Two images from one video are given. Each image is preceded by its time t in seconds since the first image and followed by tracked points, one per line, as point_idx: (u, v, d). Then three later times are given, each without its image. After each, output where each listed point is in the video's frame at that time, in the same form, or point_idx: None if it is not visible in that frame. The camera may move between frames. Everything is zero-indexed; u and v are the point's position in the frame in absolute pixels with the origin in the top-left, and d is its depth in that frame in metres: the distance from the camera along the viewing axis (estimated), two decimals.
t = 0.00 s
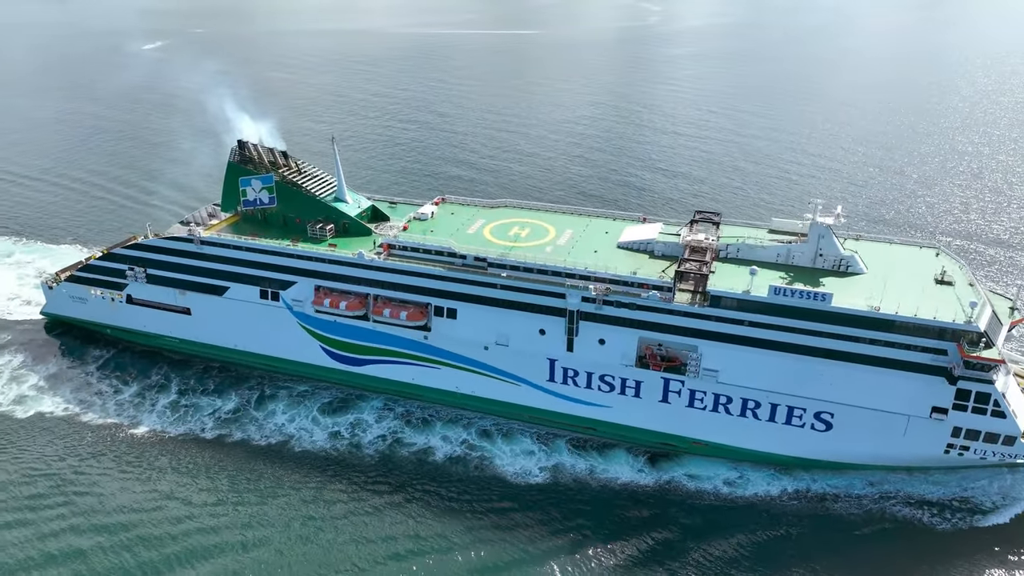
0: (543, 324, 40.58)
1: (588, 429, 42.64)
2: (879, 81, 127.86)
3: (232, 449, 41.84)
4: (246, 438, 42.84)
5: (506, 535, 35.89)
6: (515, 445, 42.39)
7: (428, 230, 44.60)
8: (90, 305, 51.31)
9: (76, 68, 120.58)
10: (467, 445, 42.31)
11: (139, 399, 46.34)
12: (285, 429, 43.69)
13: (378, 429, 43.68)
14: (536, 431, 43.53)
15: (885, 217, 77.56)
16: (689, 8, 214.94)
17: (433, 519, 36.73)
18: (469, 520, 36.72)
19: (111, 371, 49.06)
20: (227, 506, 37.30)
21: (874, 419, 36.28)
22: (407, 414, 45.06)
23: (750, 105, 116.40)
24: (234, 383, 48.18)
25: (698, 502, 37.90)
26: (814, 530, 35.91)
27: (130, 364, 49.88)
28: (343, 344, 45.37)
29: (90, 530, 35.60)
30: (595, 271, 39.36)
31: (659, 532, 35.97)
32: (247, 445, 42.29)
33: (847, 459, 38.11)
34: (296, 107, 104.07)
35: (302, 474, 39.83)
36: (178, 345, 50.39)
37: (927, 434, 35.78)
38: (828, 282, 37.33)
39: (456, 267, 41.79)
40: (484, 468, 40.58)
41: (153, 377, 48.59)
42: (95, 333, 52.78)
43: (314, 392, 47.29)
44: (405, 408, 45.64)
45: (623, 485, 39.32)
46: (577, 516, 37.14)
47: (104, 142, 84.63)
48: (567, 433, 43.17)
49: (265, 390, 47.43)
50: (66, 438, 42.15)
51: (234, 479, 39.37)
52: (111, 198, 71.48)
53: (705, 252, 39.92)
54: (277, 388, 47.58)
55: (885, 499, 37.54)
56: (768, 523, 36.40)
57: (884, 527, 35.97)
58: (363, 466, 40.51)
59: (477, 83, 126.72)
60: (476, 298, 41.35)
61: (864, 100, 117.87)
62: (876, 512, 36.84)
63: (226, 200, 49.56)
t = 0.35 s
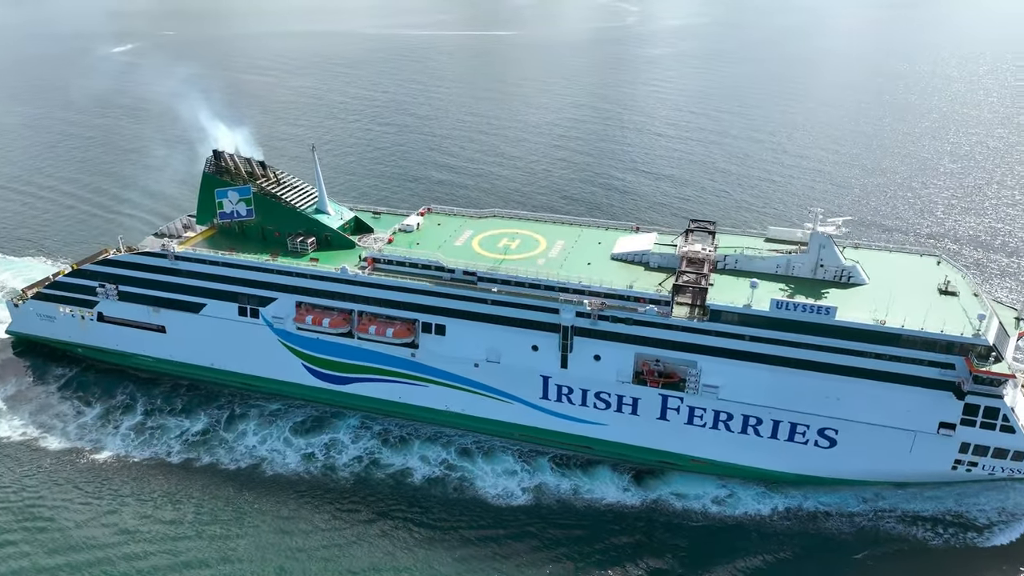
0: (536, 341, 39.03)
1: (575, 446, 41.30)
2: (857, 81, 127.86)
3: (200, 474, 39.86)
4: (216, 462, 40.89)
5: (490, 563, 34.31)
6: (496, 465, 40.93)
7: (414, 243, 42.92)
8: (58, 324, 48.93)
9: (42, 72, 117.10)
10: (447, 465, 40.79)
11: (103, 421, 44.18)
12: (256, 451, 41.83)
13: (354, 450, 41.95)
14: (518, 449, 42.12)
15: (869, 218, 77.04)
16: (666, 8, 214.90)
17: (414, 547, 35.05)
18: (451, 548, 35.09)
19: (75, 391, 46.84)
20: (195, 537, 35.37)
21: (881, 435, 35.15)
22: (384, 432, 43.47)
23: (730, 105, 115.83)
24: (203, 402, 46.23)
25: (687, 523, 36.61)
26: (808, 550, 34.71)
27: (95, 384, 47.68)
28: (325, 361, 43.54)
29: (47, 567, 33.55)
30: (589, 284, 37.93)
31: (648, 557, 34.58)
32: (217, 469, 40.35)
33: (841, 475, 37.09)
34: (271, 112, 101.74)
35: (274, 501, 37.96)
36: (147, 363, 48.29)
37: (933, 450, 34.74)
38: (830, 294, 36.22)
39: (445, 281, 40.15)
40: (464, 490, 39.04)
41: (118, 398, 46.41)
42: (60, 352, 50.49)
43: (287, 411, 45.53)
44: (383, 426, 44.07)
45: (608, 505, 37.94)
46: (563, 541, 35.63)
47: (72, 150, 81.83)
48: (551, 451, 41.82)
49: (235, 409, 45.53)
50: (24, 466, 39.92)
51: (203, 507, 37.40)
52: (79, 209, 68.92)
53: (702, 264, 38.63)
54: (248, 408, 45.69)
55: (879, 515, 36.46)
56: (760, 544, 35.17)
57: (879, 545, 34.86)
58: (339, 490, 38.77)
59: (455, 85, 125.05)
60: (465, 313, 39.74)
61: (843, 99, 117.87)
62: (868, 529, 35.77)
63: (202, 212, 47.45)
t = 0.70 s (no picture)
0: (529, 356, 37.69)
1: (562, 462, 40.07)
2: (839, 80, 127.74)
3: (169, 499, 38.13)
4: (185, 486, 39.17)
5: None
6: (477, 484, 39.60)
7: (401, 255, 41.38)
8: (26, 342, 46.81)
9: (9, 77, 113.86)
10: (426, 485, 39.42)
11: (66, 443, 42.26)
12: (228, 474, 40.17)
13: (331, 472, 40.39)
14: (500, 467, 40.85)
15: (856, 220, 76.57)
16: (645, 8, 214.58)
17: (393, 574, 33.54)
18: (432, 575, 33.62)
19: (38, 412, 44.84)
20: (163, 567, 33.67)
21: (887, 451, 34.18)
22: (362, 451, 42.03)
23: (713, 105, 115.19)
24: (173, 421, 44.45)
25: (676, 542, 35.44)
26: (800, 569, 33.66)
27: (60, 403, 45.68)
28: (309, 379, 41.94)
29: None
30: (584, 297, 36.64)
31: None
32: (187, 493, 38.65)
33: (834, 490, 36.20)
34: (248, 116, 99.51)
35: (247, 527, 36.30)
36: (117, 381, 46.37)
37: (941, 465, 33.81)
38: (831, 305, 35.20)
39: (434, 295, 38.68)
40: (445, 511, 37.63)
41: (83, 418, 44.43)
42: (24, 369, 48.37)
43: (261, 429, 43.89)
44: (361, 444, 42.63)
45: (593, 526, 36.68)
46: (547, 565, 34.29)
47: (40, 157, 79.23)
48: (534, 468, 40.60)
49: (207, 428, 43.80)
50: None
51: (170, 535, 35.69)
52: (49, 219, 66.55)
53: (700, 275, 37.42)
54: (219, 427, 43.98)
55: (873, 531, 35.54)
56: (752, 564, 34.09)
57: (872, 562, 33.90)
58: (314, 514, 37.19)
59: (435, 87, 123.40)
60: (455, 329, 38.30)
61: (825, 99, 117.68)
62: (861, 544, 34.87)
63: (178, 224, 45.54)
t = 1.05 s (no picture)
0: (522, 375, 36.17)
1: (548, 481, 38.62)
2: (820, 80, 127.50)
3: (132, 531, 36.13)
4: (150, 516, 37.16)
5: None
6: (457, 506, 37.99)
7: (386, 269, 39.68)
8: None
9: None
10: (404, 509, 37.74)
11: (23, 471, 40.04)
12: (196, 501, 38.21)
13: (304, 496, 38.57)
14: (480, 487, 39.27)
15: (841, 222, 76.02)
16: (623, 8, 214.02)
17: None
18: None
19: None
20: None
21: (894, 469, 33.08)
22: (337, 473, 40.24)
23: (694, 105, 114.39)
24: (138, 444, 42.32)
25: (663, 566, 34.07)
26: None
27: (18, 427, 43.36)
28: (289, 399, 40.11)
29: None
30: (579, 312, 35.20)
31: None
32: (151, 523, 36.65)
33: (827, 507, 35.12)
34: (222, 120, 96.94)
35: (214, 560, 34.40)
36: (83, 404, 44.12)
37: (950, 483, 32.76)
38: (835, 318, 34.08)
39: (422, 312, 37.02)
40: (423, 537, 35.97)
41: (42, 443, 42.16)
42: None
43: (230, 452, 41.92)
44: (336, 466, 40.85)
45: (578, 550, 35.16)
46: None
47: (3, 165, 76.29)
48: (516, 489, 39.05)
49: (173, 451, 41.74)
50: None
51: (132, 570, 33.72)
52: (12, 231, 63.86)
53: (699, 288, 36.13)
54: (186, 449, 41.96)
55: (867, 550, 34.40)
56: None
57: None
58: (285, 544, 35.36)
59: (414, 88, 121.45)
60: (444, 346, 36.67)
61: (805, 98, 117.43)
62: (856, 564, 33.74)
63: (151, 239, 43.40)
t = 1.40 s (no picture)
0: (517, 393, 34.83)
1: (535, 500, 37.33)
2: (803, 80, 127.13)
3: (95, 562, 34.31)
4: (114, 545, 35.33)
5: None
6: (438, 529, 36.55)
7: (373, 283, 38.17)
8: None
9: None
10: (382, 533, 36.26)
11: None
12: (165, 528, 36.44)
13: (278, 521, 36.92)
14: (463, 507, 37.86)
15: (827, 224, 75.43)
16: (602, 8, 213.31)
17: None
18: None
19: None
20: None
21: (900, 485, 32.10)
22: (313, 495, 38.65)
23: (676, 105, 113.59)
24: (103, 468, 40.37)
25: None
26: None
27: None
28: (272, 420, 38.47)
29: None
30: (576, 327, 33.89)
31: None
32: (116, 554, 34.83)
33: (820, 524, 34.19)
34: (198, 124, 94.60)
35: None
36: (51, 426, 42.09)
37: (961, 499, 31.80)
38: (839, 330, 33.05)
39: (412, 328, 35.55)
40: (402, 563, 34.53)
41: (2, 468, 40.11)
42: None
43: (201, 474, 40.14)
44: (313, 487, 39.24)
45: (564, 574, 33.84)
46: None
47: None
48: (499, 508, 37.70)
49: (141, 475, 39.88)
50: None
51: None
52: None
53: (698, 300, 34.98)
54: (154, 472, 40.15)
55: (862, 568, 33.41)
56: None
57: None
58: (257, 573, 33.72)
59: (393, 90, 119.60)
60: (436, 364, 35.22)
61: (787, 98, 117.05)
62: None
63: (125, 253, 41.47)
